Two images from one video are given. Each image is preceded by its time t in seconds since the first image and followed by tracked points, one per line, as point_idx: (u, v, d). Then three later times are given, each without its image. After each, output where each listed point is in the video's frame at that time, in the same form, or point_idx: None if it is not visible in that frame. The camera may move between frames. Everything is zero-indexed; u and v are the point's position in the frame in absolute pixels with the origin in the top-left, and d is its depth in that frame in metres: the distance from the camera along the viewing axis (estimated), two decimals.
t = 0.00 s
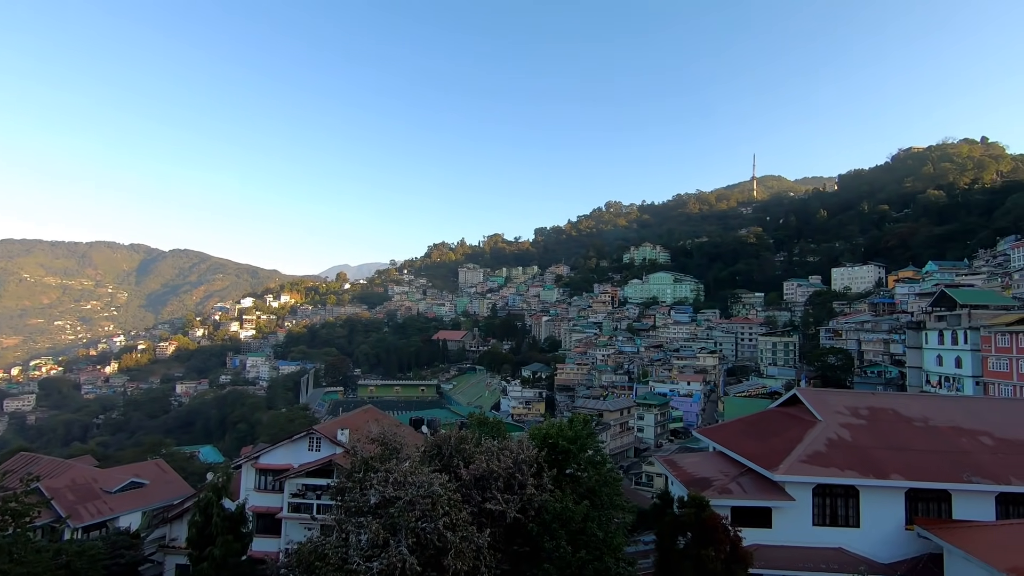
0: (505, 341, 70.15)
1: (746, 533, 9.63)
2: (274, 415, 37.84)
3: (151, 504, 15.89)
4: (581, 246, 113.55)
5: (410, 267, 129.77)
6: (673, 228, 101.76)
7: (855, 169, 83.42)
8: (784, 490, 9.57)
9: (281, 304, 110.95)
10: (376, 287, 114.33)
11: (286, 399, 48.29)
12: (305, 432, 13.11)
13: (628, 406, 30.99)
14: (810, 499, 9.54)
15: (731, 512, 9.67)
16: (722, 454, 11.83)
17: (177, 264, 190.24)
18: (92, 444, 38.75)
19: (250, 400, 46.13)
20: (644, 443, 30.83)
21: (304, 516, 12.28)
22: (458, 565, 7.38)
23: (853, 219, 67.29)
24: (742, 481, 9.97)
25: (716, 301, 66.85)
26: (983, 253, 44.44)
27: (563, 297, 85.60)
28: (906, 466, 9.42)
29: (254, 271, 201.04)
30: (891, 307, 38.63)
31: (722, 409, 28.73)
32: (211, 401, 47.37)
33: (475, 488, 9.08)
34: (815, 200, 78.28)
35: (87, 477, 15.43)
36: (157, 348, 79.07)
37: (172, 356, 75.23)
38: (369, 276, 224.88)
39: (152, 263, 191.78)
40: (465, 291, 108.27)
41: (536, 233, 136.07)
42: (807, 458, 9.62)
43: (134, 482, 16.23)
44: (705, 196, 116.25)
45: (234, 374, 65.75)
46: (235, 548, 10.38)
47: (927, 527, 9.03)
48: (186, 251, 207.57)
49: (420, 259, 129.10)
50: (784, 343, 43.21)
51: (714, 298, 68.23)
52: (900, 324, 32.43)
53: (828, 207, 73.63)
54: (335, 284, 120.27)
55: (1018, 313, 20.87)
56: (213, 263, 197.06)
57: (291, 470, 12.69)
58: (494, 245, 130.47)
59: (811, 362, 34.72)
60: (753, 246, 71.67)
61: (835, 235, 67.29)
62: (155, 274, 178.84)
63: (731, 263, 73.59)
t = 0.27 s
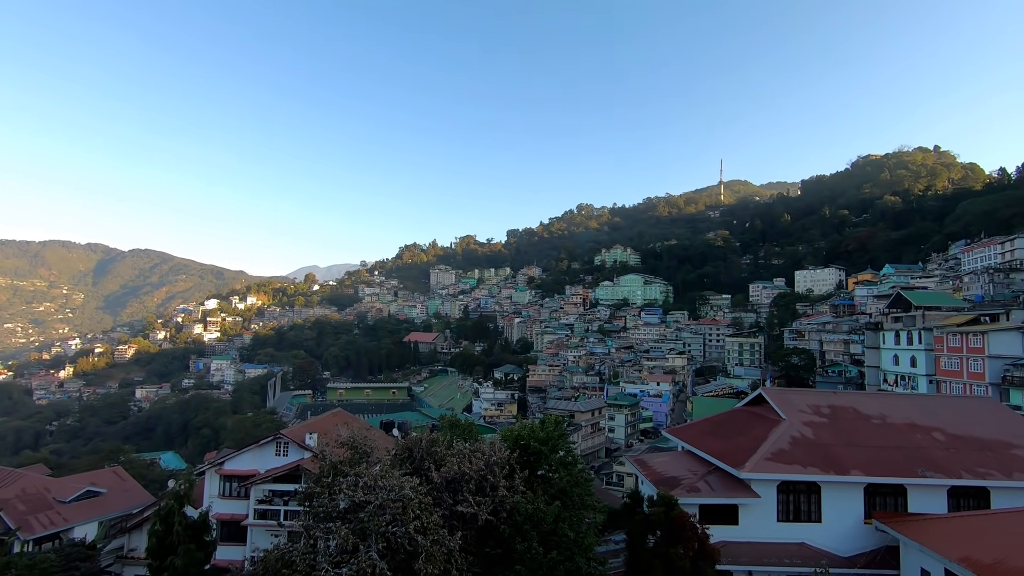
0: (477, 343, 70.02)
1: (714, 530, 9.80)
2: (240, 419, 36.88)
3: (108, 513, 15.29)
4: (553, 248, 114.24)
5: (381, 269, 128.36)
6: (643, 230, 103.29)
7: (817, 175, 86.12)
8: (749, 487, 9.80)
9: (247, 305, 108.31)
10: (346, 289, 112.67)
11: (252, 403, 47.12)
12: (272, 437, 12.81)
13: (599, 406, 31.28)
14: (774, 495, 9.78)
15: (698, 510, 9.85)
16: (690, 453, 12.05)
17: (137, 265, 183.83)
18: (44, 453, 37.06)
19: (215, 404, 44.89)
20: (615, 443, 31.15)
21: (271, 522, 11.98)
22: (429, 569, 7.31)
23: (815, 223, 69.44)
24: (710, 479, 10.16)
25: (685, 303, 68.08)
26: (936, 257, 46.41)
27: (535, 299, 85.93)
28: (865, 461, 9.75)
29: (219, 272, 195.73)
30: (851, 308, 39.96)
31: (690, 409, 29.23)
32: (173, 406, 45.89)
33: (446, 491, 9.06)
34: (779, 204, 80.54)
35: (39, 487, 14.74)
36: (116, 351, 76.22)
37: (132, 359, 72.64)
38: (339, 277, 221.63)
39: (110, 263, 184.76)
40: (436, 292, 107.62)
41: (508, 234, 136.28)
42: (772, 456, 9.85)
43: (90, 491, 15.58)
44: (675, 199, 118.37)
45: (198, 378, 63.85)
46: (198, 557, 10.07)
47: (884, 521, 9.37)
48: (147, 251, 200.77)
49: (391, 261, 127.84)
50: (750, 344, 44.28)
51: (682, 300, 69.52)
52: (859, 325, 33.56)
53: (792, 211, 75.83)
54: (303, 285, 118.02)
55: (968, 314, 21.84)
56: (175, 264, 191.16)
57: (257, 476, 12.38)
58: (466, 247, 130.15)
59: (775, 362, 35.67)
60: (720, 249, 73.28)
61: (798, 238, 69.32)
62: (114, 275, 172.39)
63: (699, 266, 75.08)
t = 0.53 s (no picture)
0: (453, 345, 69.74)
1: (687, 528, 9.92)
2: (209, 423, 36.00)
3: (70, 522, 14.75)
4: (529, 250, 114.53)
5: (356, 270, 126.90)
6: (619, 233, 104.34)
7: (787, 180, 88.21)
8: (721, 485, 9.95)
9: (217, 307, 105.82)
10: (320, 290, 111.06)
11: (222, 407, 46.05)
12: (243, 441, 12.54)
13: (575, 407, 31.44)
14: (746, 493, 9.96)
15: (672, 509, 9.96)
16: (664, 452, 12.20)
17: (101, 265, 178.00)
18: None
19: (183, 408, 43.71)
20: (591, 443, 31.34)
21: (241, 529, 11.71)
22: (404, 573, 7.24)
23: (785, 226, 71.11)
24: (683, 478, 10.30)
25: (659, 304, 68.96)
26: (899, 260, 47.96)
27: (512, 301, 86.01)
28: (832, 458, 10.01)
29: (188, 273, 190.89)
30: (819, 309, 41.00)
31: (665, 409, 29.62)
32: (139, 410, 44.52)
33: (422, 493, 8.99)
34: (750, 208, 82.25)
35: None
36: (78, 354, 73.67)
37: (95, 362, 70.29)
38: (313, 278, 218.31)
39: (73, 263, 178.50)
40: (412, 294, 106.84)
41: (485, 235, 136.15)
42: (744, 454, 10.03)
43: (51, 499, 15.02)
44: (649, 202, 119.87)
45: (165, 382, 62.12)
46: (164, 565, 9.77)
47: (851, 516, 9.62)
48: (112, 250, 194.60)
49: (366, 262, 126.51)
50: (722, 345, 45.09)
51: (657, 302, 70.40)
52: (827, 326, 34.46)
53: (763, 214, 77.53)
54: (276, 286, 115.91)
55: (929, 315, 22.62)
56: (142, 264, 185.75)
57: (227, 481, 12.09)
58: (443, 248, 129.58)
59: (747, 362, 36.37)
60: (693, 252, 74.47)
61: (769, 241, 70.89)
62: (76, 275, 166.59)
63: (673, 268, 76.18)
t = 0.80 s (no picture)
0: (430, 347, 69.36)
1: (663, 527, 10.03)
2: (178, 430, 35.07)
3: (30, 534, 14.20)
4: (507, 251, 114.64)
5: (331, 271, 125.24)
6: (595, 234, 105.19)
7: (758, 183, 90.13)
8: (696, 483, 10.10)
9: (187, 310, 103.19)
10: (294, 292, 109.23)
11: (192, 413, 44.91)
12: (213, 447, 12.24)
13: (552, 408, 31.53)
14: (720, 491, 10.12)
15: (648, 507, 10.07)
16: (639, 452, 12.33)
17: (64, 267, 171.92)
18: None
19: (150, 414, 42.49)
20: (568, 444, 31.49)
21: (212, 537, 11.42)
22: None
23: (756, 228, 72.64)
24: (659, 477, 10.43)
25: (635, 305, 69.68)
26: (865, 261, 49.41)
27: (489, 302, 85.90)
28: (803, 455, 10.24)
29: (156, 275, 185.78)
30: (789, 310, 42.00)
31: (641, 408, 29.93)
32: (104, 417, 43.10)
33: (398, 497, 8.90)
34: (723, 210, 83.80)
35: None
36: (39, 359, 71.01)
37: (57, 368, 67.82)
38: (286, 280, 214.62)
39: (33, 265, 172.00)
40: (389, 296, 105.87)
41: (462, 237, 135.86)
42: (717, 453, 10.19)
43: (9, 511, 14.42)
44: (625, 204, 121.19)
45: (132, 387, 60.30)
46: None
47: (821, 512, 9.87)
48: (75, 252, 188.20)
49: (341, 264, 124.96)
50: (696, 345, 45.81)
51: (633, 303, 71.17)
52: (797, 326, 35.29)
53: (735, 216, 79.06)
54: (248, 289, 113.63)
55: (893, 315, 23.38)
56: (108, 266, 180.09)
57: (197, 489, 11.79)
58: (419, 249, 128.80)
59: (720, 362, 37.00)
60: (668, 253, 75.52)
61: (741, 243, 72.33)
62: (36, 277, 160.50)
63: (648, 269, 77.11)
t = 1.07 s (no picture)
0: (415, 347, 69.09)
1: (648, 525, 10.09)
2: (158, 433, 34.47)
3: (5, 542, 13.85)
4: (492, 251, 114.63)
5: (315, 272, 124.13)
6: (580, 234, 105.66)
7: (740, 184, 91.22)
8: (681, 482, 10.18)
9: (167, 311, 101.52)
10: (277, 293, 108.07)
11: (173, 416, 44.19)
12: (195, 450, 12.06)
13: (538, 408, 31.57)
14: (704, 489, 10.21)
15: (634, 506, 10.12)
16: (625, 451, 12.40)
17: (39, 268, 168.00)
18: None
19: (129, 417, 41.70)
20: (554, 444, 31.57)
21: (193, 542, 11.24)
22: None
23: (739, 228, 73.51)
24: (644, 476, 10.50)
25: (620, 305, 70.11)
26: (845, 261, 50.24)
27: (474, 303, 85.79)
28: (785, 452, 10.38)
29: (135, 276, 182.42)
30: (772, 309, 42.56)
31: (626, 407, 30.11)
32: (81, 421, 42.21)
33: (384, 499, 8.84)
34: (706, 210, 84.67)
35: None
36: (13, 363, 69.33)
37: (32, 371, 66.26)
38: (269, 281, 212.15)
39: (7, 266, 167.86)
40: (373, 296, 105.21)
41: (447, 237, 135.55)
42: (702, 451, 10.29)
43: None
44: (610, 204, 121.89)
45: (110, 390, 59.15)
46: None
47: (803, 508, 10.01)
48: (51, 253, 184.11)
49: (325, 264, 123.91)
50: (681, 344, 46.22)
51: (618, 303, 71.60)
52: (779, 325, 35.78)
53: (718, 217, 79.94)
54: (230, 290, 112.15)
55: (872, 314, 23.80)
56: (85, 267, 176.40)
57: (178, 493, 11.59)
58: (405, 249, 128.23)
59: (704, 361, 37.36)
60: (652, 253, 76.10)
61: (724, 243, 73.15)
62: (10, 279, 156.64)
63: (633, 269, 77.63)
